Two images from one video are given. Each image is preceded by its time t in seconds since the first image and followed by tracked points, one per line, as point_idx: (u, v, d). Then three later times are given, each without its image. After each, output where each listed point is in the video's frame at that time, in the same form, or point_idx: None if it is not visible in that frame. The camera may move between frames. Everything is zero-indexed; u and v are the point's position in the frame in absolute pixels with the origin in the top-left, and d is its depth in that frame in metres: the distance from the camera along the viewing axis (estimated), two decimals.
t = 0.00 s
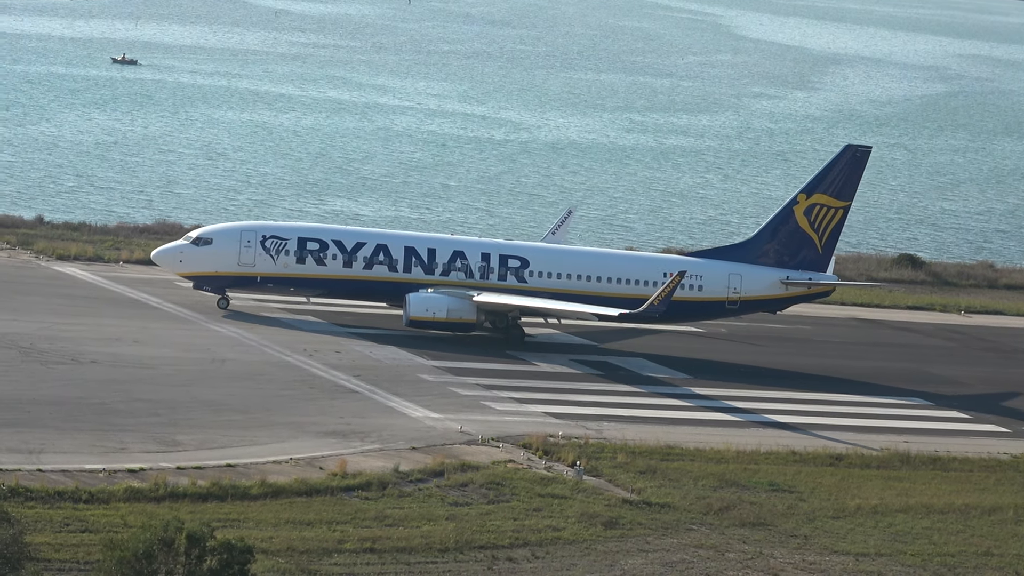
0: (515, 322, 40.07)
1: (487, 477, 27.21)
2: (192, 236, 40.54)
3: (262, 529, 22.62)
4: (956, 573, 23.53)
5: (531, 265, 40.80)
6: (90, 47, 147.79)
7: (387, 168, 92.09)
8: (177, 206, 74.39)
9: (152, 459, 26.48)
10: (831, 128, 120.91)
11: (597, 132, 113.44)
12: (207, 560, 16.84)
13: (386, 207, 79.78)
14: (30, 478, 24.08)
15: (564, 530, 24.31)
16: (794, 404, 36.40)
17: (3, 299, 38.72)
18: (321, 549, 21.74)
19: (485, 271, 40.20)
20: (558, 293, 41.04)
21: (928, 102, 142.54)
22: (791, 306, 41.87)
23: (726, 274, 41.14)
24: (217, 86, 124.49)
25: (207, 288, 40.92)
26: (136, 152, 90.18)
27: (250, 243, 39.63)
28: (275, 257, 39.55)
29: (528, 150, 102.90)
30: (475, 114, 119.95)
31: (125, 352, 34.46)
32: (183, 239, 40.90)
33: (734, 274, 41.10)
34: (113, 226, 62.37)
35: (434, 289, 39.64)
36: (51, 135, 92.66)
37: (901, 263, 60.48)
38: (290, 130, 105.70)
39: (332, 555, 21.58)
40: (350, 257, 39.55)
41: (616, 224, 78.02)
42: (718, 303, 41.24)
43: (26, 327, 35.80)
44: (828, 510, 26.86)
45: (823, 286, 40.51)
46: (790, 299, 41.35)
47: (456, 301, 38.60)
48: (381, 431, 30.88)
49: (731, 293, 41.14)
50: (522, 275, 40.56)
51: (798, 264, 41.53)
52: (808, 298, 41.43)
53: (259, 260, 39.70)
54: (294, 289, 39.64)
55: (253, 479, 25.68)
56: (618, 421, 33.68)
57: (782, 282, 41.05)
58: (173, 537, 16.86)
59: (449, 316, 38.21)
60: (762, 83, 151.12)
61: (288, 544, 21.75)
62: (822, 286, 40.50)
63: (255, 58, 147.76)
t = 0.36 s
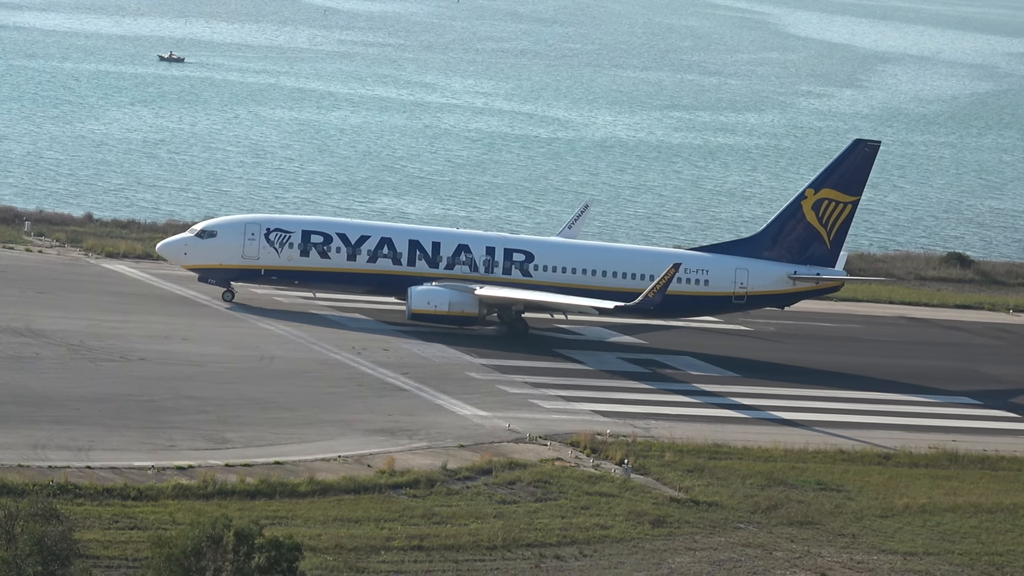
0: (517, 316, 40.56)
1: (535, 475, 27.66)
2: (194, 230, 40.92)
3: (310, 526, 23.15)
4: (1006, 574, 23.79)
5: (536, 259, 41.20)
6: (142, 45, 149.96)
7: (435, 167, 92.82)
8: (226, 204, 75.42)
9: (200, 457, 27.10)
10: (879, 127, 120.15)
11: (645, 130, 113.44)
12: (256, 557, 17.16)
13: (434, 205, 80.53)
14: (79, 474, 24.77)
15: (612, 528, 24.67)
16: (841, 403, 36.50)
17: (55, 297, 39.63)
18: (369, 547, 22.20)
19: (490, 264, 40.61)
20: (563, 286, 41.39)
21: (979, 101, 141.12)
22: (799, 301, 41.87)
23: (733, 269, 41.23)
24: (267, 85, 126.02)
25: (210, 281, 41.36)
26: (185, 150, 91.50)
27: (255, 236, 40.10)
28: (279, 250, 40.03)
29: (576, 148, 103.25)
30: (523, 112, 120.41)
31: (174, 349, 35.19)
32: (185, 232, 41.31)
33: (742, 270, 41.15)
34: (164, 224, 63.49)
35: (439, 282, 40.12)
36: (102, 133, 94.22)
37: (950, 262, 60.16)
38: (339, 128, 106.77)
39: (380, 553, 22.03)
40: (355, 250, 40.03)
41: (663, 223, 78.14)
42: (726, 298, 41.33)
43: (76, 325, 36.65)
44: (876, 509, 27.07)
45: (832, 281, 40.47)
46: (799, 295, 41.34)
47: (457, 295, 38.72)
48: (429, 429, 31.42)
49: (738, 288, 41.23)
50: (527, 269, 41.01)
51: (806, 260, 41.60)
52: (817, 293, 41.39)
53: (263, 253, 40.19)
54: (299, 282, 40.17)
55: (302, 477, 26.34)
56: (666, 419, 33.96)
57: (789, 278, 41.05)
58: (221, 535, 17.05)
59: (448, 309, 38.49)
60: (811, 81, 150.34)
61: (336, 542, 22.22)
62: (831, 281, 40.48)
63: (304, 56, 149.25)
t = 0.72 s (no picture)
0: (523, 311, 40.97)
1: (585, 474, 28.19)
2: (202, 223, 41.81)
3: (359, 524, 23.70)
4: None
5: (542, 254, 41.66)
6: (193, 45, 152.11)
7: (485, 166, 93.54)
8: (274, 203, 76.52)
9: (252, 456, 27.87)
10: (931, 127, 119.30)
11: (695, 129, 113.38)
12: (305, 556, 17.33)
13: (484, 204, 81.18)
14: (130, 473, 25.49)
15: (662, 528, 25.14)
16: (891, 403, 36.66)
17: (107, 296, 40.66)
18: (419, 545, 22.76)
19: (495, 259, 41.08)
20: (569, 282, 41.88)
21: None
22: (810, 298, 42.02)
23: (740, 266, 41.47)
24: (319, 84, 127.35)
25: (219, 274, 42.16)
26: (234, 149, 92.86)
27: (261, 229, 40.86)
28: (285, 243, 40.73)
29: (626, 147, 103.45)
30: (574, 112, 120.75)
31: (223, 348, 36.08)
32: (195, 226, 42.22)
33: (749, 267, 41.39)
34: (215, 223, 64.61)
35: (444, 276, 40.60)
36: (153, 132, 95.86)
37: (1001, 262, 59.92)
38: (390, 128, 107.79)
39: (431, 551, 22.59)
40: (360, 245, 40.66)
41: (713, 223, 78.21)
42: (733, 294, 41.55)
43: (128, 324, 37.61)
44: (926, 508, 27.44)
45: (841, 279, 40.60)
46: (806, 292, 41.51)
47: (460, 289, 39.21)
48: (478, 428, 32.04)
49: (746, 285, 41.48)
50: (533, 265, 41.46)
51: (816, 257, 41.81)
52: (827, 292, 41.58)
53: (270, 246, 40.93)
54: (305, 275, 40.81)
55: (351, 476, 27.03)
56: (715, 419, 34.29)
57: (797, 275, 41.23)
58: (271, 533, 17.28)
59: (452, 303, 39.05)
60: (863, 80, 149.46)
61: (386, 540, 22.77)
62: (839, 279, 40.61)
63: (356, 56, 150.48)
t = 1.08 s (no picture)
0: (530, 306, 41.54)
1: (635, 475, 28.74)
2: (210, 218, 42.58)
3: (408, 524, 24.34)
4: None
5: (549, 250, 42.22)
6: (244, 45, 154.11)
7: (535, 166, 94.18)
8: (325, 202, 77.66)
9: (302, 455, 28.70)
10: (984, 129, 118.35)
11: (745, 130, 113.28)
12: (355, 555, 17.23)
13: (534, 204, 81.83)
14: (181, 472, 26.32)
15: (712, 529, 25.60)
16: (941, 405, 36.85)
17: (159, 296, 41.77)
18: (469, 545, 23.39)
19: (503, 255, 41.72)
20: (576, 278, 42.41)
21: None
22: (819, 295, 42.33)
23: (748, 262, 41.80)
24: (369, 84, 128.70)
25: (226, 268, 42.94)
26: (284, 149, 94.24)
27: (268, 224, 41.62)
28: (293, 237, 41.51)
29: (676, 147, 103.58)
30: (625, 112, 121.03)
31: (274, 347, 37.01)
32: (202, 220, 42.99)
33: (758, 263, 41.73)
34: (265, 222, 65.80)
35: (451, 272, 41.31)
36: (205, 132, 97.48)
37: None
38: (440, 127, 108.78)
39: (481, 551, 23.20)
40: (368, 240, 41.42)
41: (763, 224, 78.29)
42: (741, 291, 41.89)
43: (180, 324, 38.66)
44: (977, 510, 27.83)
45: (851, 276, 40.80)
46: (815, 289, 41.81)
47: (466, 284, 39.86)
48: (529, 428, 32.70)
49: (754, 282, 41.83)
50: (541, 260, 42.02)
51: (825, 254, 42.04)
52: (836, 289, 41.86)
53: (276, 240, 41.68)
54: (313, 270, 41.63)
55: (402, 475, 27.76)
56: (765, 420, 34.64)
57: (807, 272, 41.52)
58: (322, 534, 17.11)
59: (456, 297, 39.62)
60: (915, 80, 148.31)
61: (436, 540, 23.39)
62: (848, 275, 40.83)
63: (405, 56, 151.73)
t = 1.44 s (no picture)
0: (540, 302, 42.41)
1: (688, 476, 29.38)
2: (219, 212, 43.71)
3: (460, 524, 25.18)
4: None
5: (560, 246, 43.10)
6: (298, 45, 156.04)
7: (588, 167, 94.89)
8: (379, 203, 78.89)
9: (356, 455, 29.70)
10: None
11: (798, 131, 113.15)
12: (410, 553, 17.83)
13: (587, 206, 82.55)
14: (235, 471, 27.39)
15: (766, 530, 26.17)
16: (993, 412, 37.09)
17: (213, 296, 43.03)
18: (523, 545, 24.16)
19: (515, 251, 42.65)
20: (585, 274, 43.26)
21: None
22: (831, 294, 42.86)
23: (760, 260, 42.28)
24: (422, 84, 130.06)
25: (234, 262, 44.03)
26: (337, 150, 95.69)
27: (279, 219, 42.75)
28: (303, 232, 42.61)
29: (729, 149, 103.72)
30: (678, 113, 121.33)
31: (327, 347, 38.08)
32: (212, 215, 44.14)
33: (770, 262, 42.19)
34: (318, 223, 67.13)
35: (462, 268, 42.31)
36: (259, 133, 99.21)
37: None
38: (494, 128, 109.82)
39: (534, 551, 23.94)
40: (379, 235, 42.44)
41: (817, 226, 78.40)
42: (752, 289, 42.45)
43: (234, 323, 39.87)
44: None
45: (863, 275, 41.21)
46: (826, 287, 42.31)
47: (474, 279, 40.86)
48: (583, 428, 33.43)
49: (766, 279, 42.33)
50: (551, 256, 42.90)
51: (837, 252, 42.45)
52: (849, 287, 42.27)
53: (286, 234, 42.80)
54: (323, 264, 42.66)
55: (455, 475, 28.65)
56: (820, 422, 35.05)
57: (819, 270, 42.00)
58: (378, 530, 17.73)
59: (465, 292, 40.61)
60: (970, 83, 147.30)
61: (489, 541, 24.20)
62: (860, 274, 41.25)
63: (458, 56, 153.01)
